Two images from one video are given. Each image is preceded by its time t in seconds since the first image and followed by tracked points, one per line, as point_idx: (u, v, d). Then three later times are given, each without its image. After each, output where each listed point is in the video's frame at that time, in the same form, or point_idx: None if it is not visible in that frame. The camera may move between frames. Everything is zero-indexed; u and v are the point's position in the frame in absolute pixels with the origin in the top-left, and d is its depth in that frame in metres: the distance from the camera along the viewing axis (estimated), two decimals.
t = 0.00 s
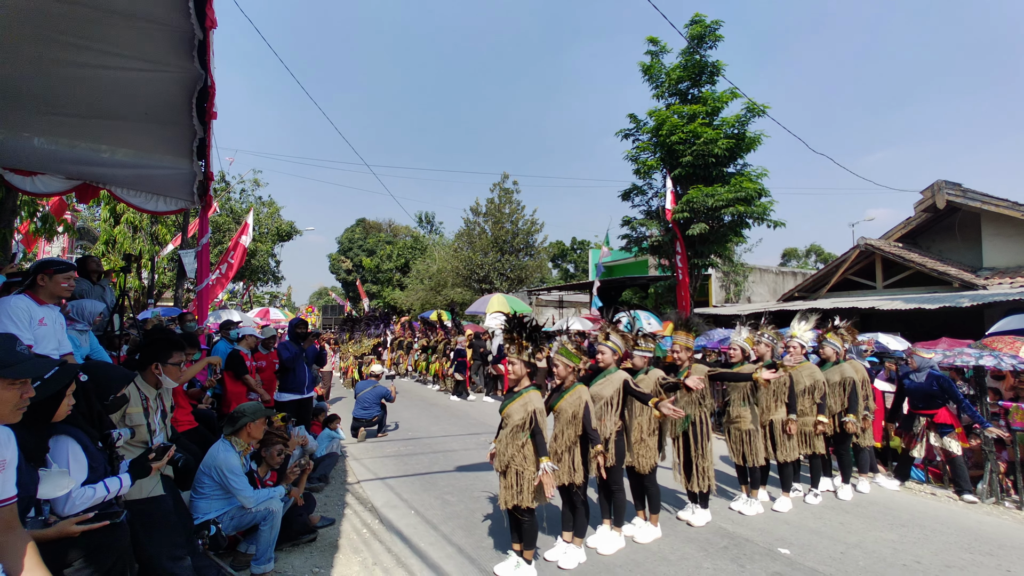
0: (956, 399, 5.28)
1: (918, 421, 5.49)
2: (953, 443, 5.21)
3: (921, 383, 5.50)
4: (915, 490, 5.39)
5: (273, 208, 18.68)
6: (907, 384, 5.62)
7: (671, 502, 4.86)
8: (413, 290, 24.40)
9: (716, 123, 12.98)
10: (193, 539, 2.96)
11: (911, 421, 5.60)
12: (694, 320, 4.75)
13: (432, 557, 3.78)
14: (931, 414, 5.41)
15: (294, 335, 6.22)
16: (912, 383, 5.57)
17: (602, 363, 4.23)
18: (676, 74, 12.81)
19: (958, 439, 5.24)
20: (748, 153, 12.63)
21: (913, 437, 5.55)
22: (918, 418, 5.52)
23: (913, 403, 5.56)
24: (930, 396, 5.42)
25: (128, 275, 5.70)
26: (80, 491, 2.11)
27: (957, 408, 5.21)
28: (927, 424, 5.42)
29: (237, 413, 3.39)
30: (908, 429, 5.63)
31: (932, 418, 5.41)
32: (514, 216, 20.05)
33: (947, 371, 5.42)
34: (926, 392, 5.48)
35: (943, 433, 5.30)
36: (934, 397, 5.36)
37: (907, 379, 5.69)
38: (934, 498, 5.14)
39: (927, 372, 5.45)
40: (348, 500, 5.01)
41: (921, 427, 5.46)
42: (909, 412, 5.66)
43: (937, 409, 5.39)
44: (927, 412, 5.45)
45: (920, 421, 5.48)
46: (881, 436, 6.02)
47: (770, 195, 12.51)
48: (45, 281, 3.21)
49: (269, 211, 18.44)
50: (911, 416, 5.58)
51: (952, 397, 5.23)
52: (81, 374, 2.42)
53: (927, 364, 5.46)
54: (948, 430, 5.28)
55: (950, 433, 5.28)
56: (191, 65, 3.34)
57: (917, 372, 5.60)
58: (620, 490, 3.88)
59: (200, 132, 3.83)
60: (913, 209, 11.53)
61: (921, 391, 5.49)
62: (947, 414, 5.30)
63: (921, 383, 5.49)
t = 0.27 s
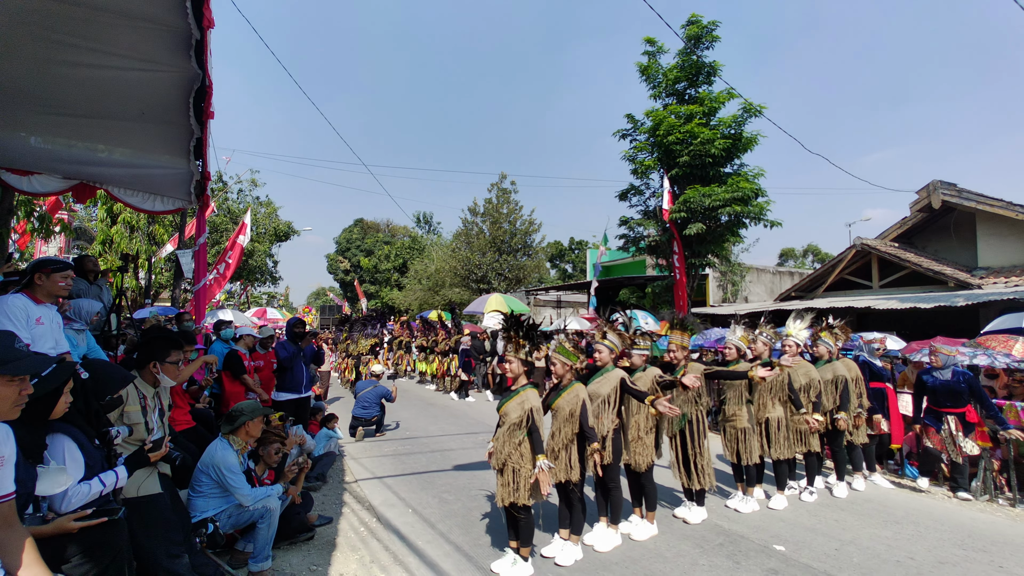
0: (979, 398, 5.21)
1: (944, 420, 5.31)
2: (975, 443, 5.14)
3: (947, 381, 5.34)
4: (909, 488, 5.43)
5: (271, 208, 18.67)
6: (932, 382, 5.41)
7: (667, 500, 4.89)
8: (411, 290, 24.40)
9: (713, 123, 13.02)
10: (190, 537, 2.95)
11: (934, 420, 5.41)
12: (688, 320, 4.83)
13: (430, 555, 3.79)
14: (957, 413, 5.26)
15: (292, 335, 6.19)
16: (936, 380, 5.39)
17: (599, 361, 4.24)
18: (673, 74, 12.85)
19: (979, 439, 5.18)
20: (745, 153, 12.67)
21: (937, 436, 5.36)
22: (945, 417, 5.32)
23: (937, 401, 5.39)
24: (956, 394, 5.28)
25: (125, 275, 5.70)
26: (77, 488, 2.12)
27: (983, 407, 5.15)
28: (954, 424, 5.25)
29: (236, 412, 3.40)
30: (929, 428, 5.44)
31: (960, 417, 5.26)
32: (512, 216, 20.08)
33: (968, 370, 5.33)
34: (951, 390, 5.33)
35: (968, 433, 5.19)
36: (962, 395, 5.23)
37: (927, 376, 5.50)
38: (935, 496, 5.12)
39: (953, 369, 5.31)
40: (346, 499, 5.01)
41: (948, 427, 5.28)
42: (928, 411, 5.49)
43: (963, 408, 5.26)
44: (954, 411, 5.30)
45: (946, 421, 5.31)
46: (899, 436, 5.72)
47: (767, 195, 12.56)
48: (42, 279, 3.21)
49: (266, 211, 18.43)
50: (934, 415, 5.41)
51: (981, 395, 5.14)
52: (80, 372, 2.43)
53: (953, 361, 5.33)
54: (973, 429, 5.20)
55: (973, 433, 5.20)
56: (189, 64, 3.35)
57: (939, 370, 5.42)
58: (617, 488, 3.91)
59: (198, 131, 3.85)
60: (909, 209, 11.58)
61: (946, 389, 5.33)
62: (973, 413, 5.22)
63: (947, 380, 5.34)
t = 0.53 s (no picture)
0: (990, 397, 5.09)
1: (960, 420, 5.10)
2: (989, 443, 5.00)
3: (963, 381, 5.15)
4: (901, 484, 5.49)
5: (266, 207, 18.62)
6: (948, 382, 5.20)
7: (662, 497, 4.92)
8: (408, 289, 24.37)
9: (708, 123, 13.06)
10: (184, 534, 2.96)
11: (949, 420, 5.19)
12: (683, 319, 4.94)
13: (425, 552, 3.81)
14: (971, 413, 5.09)
15: (288, 334, 6.17)
16: (952, 381, 5.20)
17: (594, 359, 4.24)
18: (669, 74, 12.89)
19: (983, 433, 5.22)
20: (740, 153, 12.72)
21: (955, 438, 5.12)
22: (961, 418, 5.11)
23: (950, 401, 5.21)
24: (971, 393, 5.11)
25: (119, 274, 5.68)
26: (69, 484, 2.12)
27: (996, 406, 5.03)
28: (970, 424, 5.07)
29: (231, 410, 3.41)
30: (945, 429, 5.20)
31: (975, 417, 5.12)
32: (509, 215, 20.09)
33: (980, 370, 5.20)
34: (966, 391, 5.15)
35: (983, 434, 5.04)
36: (977, 395, 5.08)
37: (939, 375, 5.33)
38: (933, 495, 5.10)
39: (968, 369, 5.13)
40: (342, 497, 5.02)
41: (965, 427, 5.08)
42: (940, 411, 5.28)
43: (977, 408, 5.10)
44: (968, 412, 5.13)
45: (961, 421, 5.10)
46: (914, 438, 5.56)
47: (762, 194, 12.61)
48: (36, 277, 3.21)
49: (262, 211, 18.38)
50: (949, 415, 5.19)
51: (994, 395, 5.02)
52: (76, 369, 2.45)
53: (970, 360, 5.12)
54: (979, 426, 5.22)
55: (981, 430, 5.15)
56: (184, 63, 3.36)
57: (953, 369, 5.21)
58: (612, 485, 3.93)
59: (193, 130, 3.85)
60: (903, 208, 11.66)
61: (962, 389, 5.15)
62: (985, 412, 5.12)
63: (961, 380, 5.16)
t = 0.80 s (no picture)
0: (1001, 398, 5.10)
1: (981, 420, 4.95)
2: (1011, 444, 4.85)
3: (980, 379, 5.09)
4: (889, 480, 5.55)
5: (260, 207, 18.54)
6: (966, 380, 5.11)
7: (654, 493, 4.96)
8: (403, 289, 24.33)
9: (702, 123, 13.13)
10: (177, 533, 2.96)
11: (969, 420, 5.01)
12: (678, 316, 4.95)
13: (418, 550, 3.83)
14: (990, 413, 4.96)
15: (281, 333, 6.17)
16: (973, 380, 5.10)
17: (587, 357, 4.28)
18: (663, 74, 12.95)
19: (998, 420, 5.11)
20: (733, 153, 12.80)
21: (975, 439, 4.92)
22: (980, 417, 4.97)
23: (971, 401, 5.07)
24: (990, 392, 5.04)
25: (111, 272, 5.65)
26: (59, 481, 2.13)
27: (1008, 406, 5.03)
28: (991, 424, 4.91)
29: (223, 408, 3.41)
30: (966, 430, 4.99)
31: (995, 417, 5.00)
32: (504, 215, 20.11)
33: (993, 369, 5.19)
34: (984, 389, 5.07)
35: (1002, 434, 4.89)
36: (996, 393, 5.02)
37: (957, 373, 5.21)
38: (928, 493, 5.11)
39: (986, 369, 5.10)
40: (335, 495, 5.02)
41: (986, 428, 4.91)
42: (959, 411, 5.12)
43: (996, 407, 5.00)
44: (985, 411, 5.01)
45: (983, 421, 4.94)
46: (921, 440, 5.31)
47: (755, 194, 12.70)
48: (26, 275, 3.20)
49: (256, 210, 18.30)
50: (970, 415, 5.02)
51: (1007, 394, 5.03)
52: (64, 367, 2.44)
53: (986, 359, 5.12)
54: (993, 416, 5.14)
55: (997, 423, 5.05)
56: (176, 61, 3.35)
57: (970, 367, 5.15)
58: (604, 482, 3.96)
59: (185, 128, 3.84)
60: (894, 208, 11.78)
61: (983, 388, 5.06)
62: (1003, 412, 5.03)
63: (980, 379, 5.09)
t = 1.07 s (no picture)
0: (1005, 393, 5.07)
1: (994, 417, 4.92)
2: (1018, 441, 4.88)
3: (993, 376, 4.98)
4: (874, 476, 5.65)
5: (251, 204, 18.40)
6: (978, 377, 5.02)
7: (644, 490, 5.02)
8: (395, 288, 24.27)
9: (693, 123, 13.23)
10: (168, 531, 2.97)
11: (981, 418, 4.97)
12: (670, 315, 4.94)
13: (409, 546, 3.84)
14: (1002, 410, 4.93)
15: (272, 331, 6.15)
16: (988, 376, 4.99)
17: (579, 354, 4.32)
18: (655, 74, 13.03)
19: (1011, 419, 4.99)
20: (724, 153, 12.91)
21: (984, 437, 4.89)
22: (993, 415, 4.93)
23: (985, 399, 4.98)
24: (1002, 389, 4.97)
25: (99, 270, 5.60)
26: (56, 472, 2.17)
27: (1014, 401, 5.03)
28: (1001, 421, 4.91)
29: (214, 406, 3.40)
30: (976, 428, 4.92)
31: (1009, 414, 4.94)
32: (496, 214, 20.11)
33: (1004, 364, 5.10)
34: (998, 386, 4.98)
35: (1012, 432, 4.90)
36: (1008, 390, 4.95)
37: (972, 369, 5.05)
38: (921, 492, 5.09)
39: (998, 365, 5.01)
40: (327, 493, 5.02)
41: (998, 426, 4.90)
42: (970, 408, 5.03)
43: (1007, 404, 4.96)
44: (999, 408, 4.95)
45: (995, 419, 4.92)
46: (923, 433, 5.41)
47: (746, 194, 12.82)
48: (13, 272, 3.18)
49: (247, 208, 18.16)
50: (982, 413, 4.97)
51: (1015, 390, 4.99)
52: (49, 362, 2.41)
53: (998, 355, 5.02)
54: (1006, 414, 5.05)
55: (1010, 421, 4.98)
56: (165, 57, 3.33)
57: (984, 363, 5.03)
58: (594, 478, 4.01)
59: (174, 125, 3.81)
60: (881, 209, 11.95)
61: (997, 385, 4.98)
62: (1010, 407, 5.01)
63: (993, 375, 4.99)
